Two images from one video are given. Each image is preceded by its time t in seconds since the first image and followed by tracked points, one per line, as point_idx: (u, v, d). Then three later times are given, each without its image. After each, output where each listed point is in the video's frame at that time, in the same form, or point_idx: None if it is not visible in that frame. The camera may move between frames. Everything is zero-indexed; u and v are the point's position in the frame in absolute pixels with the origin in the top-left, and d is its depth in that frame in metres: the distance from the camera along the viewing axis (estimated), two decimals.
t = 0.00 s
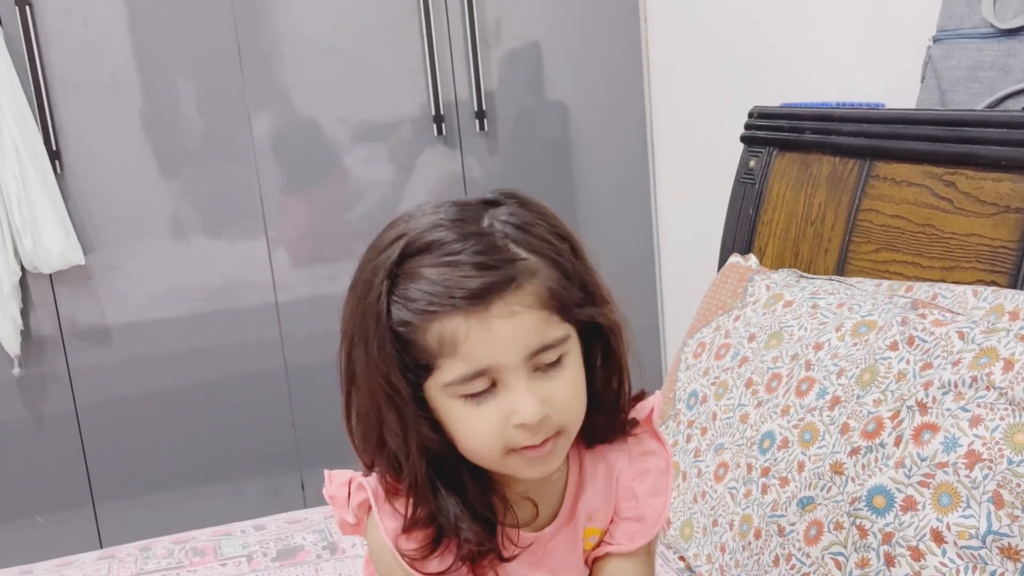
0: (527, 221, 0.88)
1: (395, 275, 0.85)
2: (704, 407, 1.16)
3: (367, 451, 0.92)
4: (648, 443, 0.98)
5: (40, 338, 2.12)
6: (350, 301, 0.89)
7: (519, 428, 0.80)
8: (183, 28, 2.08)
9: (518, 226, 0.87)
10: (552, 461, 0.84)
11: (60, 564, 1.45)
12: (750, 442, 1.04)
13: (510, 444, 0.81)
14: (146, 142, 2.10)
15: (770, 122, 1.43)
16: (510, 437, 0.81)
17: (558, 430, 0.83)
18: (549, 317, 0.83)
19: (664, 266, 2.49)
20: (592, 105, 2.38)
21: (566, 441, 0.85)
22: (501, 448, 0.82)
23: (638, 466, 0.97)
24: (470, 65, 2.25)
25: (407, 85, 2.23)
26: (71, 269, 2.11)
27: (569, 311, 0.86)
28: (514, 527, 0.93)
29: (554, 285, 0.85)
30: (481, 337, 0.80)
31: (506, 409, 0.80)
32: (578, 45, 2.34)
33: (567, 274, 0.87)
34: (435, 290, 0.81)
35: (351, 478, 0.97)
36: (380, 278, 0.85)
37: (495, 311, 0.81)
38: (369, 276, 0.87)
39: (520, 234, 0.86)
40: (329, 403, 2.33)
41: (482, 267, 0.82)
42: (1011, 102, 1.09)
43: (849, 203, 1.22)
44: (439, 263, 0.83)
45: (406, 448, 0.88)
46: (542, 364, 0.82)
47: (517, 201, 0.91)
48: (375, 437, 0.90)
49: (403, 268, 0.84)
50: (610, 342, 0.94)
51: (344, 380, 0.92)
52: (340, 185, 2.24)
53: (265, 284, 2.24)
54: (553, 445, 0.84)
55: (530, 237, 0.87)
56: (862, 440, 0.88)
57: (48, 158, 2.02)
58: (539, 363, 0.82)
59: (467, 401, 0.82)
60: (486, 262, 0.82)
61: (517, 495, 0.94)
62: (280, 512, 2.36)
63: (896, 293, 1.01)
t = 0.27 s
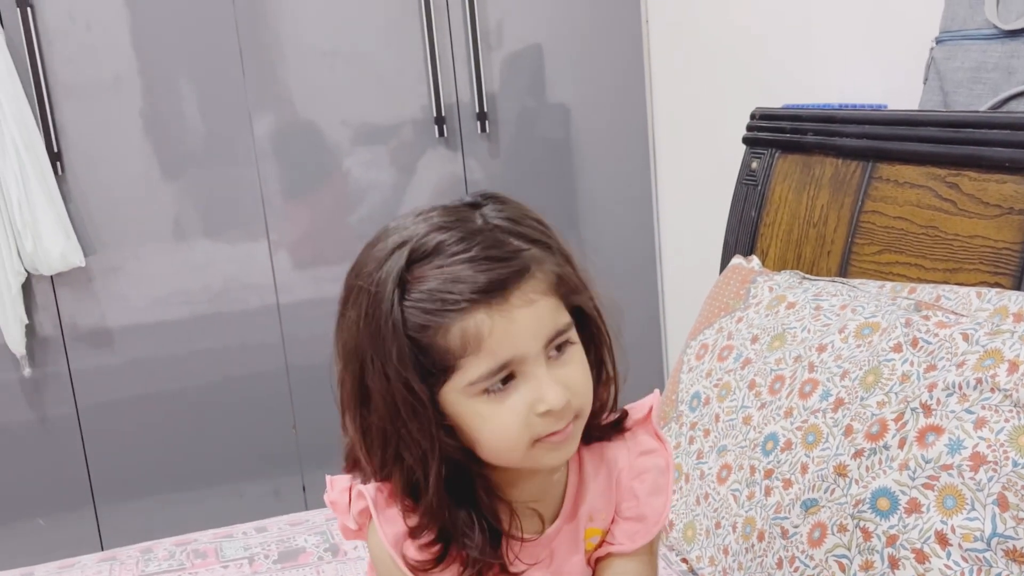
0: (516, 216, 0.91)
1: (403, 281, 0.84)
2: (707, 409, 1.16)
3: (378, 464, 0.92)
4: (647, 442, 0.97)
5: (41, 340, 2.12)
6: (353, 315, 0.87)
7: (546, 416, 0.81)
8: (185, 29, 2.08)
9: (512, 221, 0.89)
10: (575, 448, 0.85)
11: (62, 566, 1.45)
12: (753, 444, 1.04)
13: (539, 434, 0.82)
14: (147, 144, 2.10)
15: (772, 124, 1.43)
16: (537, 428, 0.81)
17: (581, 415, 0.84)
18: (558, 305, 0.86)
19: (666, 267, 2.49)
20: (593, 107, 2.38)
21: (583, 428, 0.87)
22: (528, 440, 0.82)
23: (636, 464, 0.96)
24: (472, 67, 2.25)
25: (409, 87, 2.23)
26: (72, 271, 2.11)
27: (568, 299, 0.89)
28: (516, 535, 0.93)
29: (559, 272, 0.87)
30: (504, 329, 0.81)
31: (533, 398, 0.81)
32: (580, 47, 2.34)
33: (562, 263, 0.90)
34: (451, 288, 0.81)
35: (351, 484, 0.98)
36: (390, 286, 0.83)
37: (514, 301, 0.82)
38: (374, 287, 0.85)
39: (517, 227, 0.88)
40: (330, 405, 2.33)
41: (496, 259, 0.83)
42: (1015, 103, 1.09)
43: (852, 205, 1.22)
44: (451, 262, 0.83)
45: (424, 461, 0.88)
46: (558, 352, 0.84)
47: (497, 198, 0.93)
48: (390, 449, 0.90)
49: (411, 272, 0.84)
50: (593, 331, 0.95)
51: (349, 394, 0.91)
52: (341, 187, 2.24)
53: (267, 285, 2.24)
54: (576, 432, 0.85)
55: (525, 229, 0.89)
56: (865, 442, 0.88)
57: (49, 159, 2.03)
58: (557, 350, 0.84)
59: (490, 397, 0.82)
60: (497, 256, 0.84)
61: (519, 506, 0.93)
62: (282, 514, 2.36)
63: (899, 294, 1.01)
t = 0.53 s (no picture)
0: (505, 214, 0.91)
1: (395, 282, 0.84)
2: (708, 409, 1.16)
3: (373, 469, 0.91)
4: (647, 439, 0.97)
5: (42, 341, 2.12)
6: (346, 317, 0.88)
7: (541, 411, 0.81)
8: (185, 29, 2.08)
9: (501, 219, 0.90)
10: (572, 443, 0.85)
11: (62, 566, 1.45)
12: (755, 443, 1.03)
13: (535, 429, 0.81)
14: (148, 144, 2.10)
15: (773, 123, 1.43)
16: (533, 423, 0.81)
17: (577, 408, 0.84)
18: (551, 300, 0.86)
19: (667, 267, 2.48)
20: (594, 107, 2.38)
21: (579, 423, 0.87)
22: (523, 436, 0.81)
23: (636, 462, 0.96)
24: (472, 67, 2.25)
25: (410, 87, 2.23)
26: (73, 271, 2.11)
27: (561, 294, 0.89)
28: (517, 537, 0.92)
29: (551, 267, 0.88)
30: (496, 324, 0.81)
31: (527, 393, 0.81)
32: (580, 47, 2.34)
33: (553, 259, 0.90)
34: (442, 286, 0.82)
35: (351, 485, 0.99)
36: (381, 287, 0.84)
37: (505, 296, 0.82)
38: (366, 290, 0.85)
39: (506, 224, 0.89)
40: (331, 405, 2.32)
41: (486, 255, 0.84)
42: (1017, 103, 1.09)
43: (853, 204, 1.22)
44: (441, 260, 0.83)
45: (416, 462, 0.87)
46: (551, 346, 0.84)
47: (485, 197, 0.93)
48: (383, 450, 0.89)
49: (402, 272, 0.84)
50: (590, 330, 0.96)
51: (345, 395, 0.91)
52: (342, 187, 2.24)
53: (268, 286, 2.23)
54: (573, 427, 0.84)
55: (514, 226, 0.89)
56: (867, 442, 0.88)
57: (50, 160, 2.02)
58: (550, 344, 0.84)
59: (485, 394, 0.82)
60: (488, 253, 0.84)
61: (518, 506, 0.93)
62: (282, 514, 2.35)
63: (901, 294, 1.01)
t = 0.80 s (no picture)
0: (494, 211, 0.91)
1: (385, 281, 0.84)
2: (710, 406, 1.16)
3: (370, 467, 0.91)
4: (644, 433, 0.97)
5: (44, 339, 2.13)
6: (338, 316, 0.88)
7: (536, 403, 0.81)
8: (187, 28, 2.08)
9: (489, 215, 0.90)
10: (567, 433, 0.85)
11: (65, 563, 1.45)
12: (757, 440, 1.04)
13: (530, 421, 0.81)
14: (150, 142, 2.10)
15: (775, 121, 1.43)
16: (527, 416, 0.81)
17: (571, 399, 0.84)
18: (542, 293, 0.86)
19: (669, 265, 2.48)
20: (596, 105, 2.38)
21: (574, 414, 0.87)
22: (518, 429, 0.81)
23: (634, 456, 0.96)
24: (474, 64, 2.25)
25: (412, 85, 2.23)
26: (75, 269, 2.11)
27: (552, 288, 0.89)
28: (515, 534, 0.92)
29: (540, 260, 0.88)
30: (488, 318, 0.81)
31: (521, 386, 0.81)
32: (582, 45, 2.34)
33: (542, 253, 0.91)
34: (432, 282, 0.82)
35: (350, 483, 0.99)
36: (371, 286, 0.84)
37: (495, 290, 0.82)
38: (356, 289, 0.86)
39: (494, 219, 0.89)
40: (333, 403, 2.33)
41: (474, 250, 0.84)
42: (1018, 99, 1.09)
43: (855, 201, 1.22)
44: (430, 256, 0.83)
45: (410, 459, 0.87)
46: (543, 338, 0.84)
47: (473, 194, 0.94)
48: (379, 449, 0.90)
49: (392, 270, 0.84)
50: (582, 324, 0.96)
51: (341, 396, 0.91)
52: (344, 185, 2.24)
53: (270, 284, 2.24)
54: (568, 417, 0.85)
55: (502, 221, 0.90)
56: (869, 438, 0.88)
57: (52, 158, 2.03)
58: (542, 336, 0.84)
59: (478, 389, 0.82)
60: (476, 248, 0.84)
61: (517, 502, 0.93)
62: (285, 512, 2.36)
63: (903, 291, 1.01)
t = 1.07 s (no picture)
0: (481, 218, 0.91)
1: (371, 292, 0.84)
2: (708, 407, 1.16)
3: (358, 476, 0.92)
4: (637, 435, 0.99)
5: (45, 339, 2.13)
6: (325, 328, 0.89)
7: (524, 410, 0.81)
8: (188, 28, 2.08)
9: (475, 223, 0.89)
10: (555, 437, 0.85)
11: (66, 563, 1.46)
12: (755, 442, 1.04)
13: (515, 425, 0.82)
14: (151, 142, 2.10)
15: (774, 122, 1.43)
16: (515, 422, 0.81)
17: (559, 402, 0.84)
18: (528, 298, 0.85)
19: (669, 265, 2.48)
20: (596, 105, 2.38)
21: (563, 417, 0.87)
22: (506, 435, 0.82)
23: (626, 457, 0.97)
24: (475, 64, 2.25)
25: (412, 85, 2.23)
26: (76, 270, 2.12)
27: (540, 293, 0.89)
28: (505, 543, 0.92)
29: (527, 266, 0.87)
30: (474, 326, 0.81)
31: (508, 393, 0.81)
32: (583, 44, 2.34)
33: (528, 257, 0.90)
34: (417, 292, 0.82)
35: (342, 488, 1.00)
36: (357, 297, 0.84)
37: (480, 298, 0.82)
38: (343, 300, 0.86)
39: (480, 227, 0.89)
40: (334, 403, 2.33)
41: (458, 258, 0.83)
42: (1017, 101, 1.09)
43: (854, 203, 1.22)
44: (414, 266, 0.83)
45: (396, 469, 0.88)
46: (530, 344, 0.84)
47: (460, 200, 0.93)
48: (367, 462, 0.90)
49: (377, 281, 0.84)
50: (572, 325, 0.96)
51: (328, 411, 0.92)
52: (344, 185, 2.24)
53: (270, 284, 2.24)
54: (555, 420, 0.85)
55: (488, 228, 0.89)
56: (867, 440, 0.88)
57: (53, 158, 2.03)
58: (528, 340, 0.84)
59: (466, 397, 0.82)
60: (460, 256, 0.84)
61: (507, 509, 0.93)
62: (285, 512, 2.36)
63: (901, 293, 1.01)
